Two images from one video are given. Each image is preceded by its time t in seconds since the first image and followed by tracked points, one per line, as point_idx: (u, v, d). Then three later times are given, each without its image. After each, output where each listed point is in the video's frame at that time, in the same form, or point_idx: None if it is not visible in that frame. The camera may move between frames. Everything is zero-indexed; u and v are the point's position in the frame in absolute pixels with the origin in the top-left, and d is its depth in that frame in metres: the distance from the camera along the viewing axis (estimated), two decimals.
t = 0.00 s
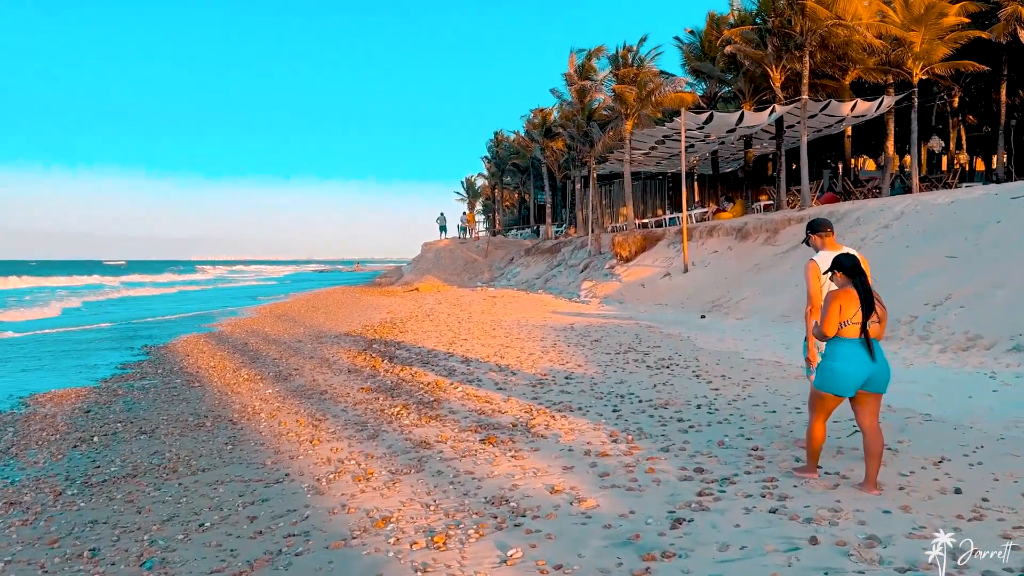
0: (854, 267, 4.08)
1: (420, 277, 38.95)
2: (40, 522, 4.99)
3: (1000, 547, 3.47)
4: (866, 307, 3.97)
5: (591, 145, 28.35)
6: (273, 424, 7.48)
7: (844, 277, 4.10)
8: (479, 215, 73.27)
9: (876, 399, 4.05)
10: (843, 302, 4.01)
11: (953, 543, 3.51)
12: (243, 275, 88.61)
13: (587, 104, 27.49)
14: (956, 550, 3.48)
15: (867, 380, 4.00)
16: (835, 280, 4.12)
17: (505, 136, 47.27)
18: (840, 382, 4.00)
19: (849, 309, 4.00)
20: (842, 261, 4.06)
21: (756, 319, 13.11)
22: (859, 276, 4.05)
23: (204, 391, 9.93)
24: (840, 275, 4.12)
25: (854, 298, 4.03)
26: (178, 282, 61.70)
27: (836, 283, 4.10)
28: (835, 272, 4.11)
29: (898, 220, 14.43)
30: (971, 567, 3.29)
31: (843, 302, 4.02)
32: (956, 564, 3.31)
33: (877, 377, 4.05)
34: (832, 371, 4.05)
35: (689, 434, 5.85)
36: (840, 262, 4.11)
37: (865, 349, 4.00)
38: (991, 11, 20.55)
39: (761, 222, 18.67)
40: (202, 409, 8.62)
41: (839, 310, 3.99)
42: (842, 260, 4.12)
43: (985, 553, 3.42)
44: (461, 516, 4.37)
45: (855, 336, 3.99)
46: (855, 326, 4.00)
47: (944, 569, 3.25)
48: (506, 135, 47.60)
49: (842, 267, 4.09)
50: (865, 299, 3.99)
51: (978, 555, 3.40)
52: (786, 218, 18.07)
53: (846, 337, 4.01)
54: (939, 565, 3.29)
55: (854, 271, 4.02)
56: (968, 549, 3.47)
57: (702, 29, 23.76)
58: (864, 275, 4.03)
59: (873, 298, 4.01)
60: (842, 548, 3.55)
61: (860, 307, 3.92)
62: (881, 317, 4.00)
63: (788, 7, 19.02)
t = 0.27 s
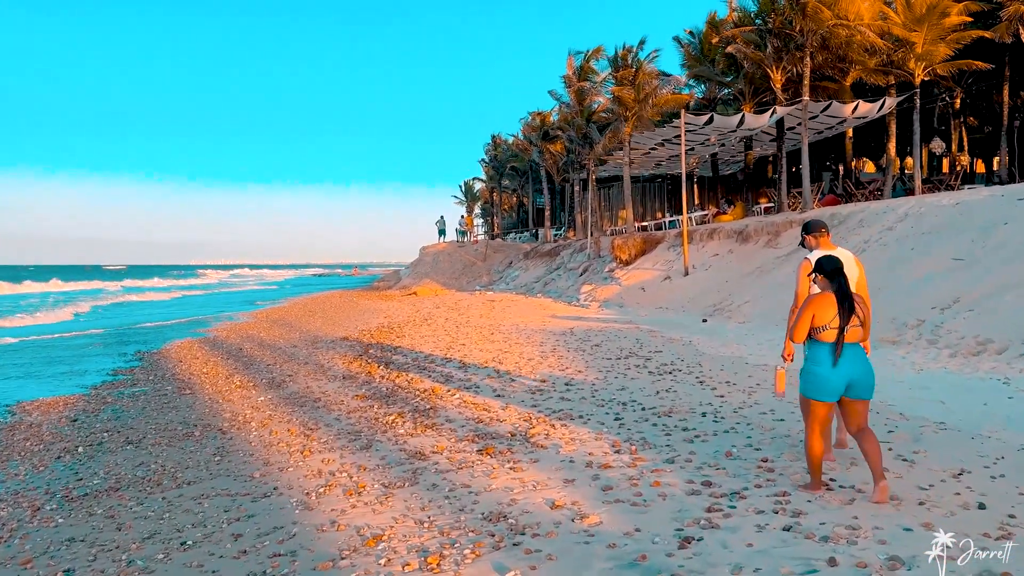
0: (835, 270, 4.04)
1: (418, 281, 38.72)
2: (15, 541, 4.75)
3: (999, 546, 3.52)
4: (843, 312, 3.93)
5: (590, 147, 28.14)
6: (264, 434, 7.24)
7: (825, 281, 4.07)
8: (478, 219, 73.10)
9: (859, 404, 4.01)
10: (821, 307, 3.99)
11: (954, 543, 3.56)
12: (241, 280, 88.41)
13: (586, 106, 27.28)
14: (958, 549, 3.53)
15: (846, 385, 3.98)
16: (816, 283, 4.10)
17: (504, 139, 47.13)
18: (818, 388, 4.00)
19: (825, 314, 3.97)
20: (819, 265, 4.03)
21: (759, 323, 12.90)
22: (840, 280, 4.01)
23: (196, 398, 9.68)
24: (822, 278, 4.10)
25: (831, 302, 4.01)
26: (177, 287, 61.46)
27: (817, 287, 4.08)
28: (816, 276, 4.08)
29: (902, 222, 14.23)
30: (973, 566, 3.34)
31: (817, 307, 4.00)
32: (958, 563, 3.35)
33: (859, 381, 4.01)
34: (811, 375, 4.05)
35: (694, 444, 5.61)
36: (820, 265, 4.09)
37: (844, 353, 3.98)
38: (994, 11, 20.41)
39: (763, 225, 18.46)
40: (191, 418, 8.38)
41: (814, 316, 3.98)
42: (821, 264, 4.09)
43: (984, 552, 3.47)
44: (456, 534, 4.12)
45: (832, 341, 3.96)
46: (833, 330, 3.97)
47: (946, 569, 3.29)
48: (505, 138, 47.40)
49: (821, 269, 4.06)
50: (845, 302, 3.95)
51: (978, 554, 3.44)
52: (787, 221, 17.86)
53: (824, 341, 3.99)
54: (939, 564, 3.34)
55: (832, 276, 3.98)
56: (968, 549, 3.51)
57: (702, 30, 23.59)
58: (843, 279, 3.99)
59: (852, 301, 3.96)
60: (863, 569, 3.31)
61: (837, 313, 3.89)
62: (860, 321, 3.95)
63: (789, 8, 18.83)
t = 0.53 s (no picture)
0: (825, 276, 4.08)
1: (417, 286, 38.47)
2: None
3: (998, 546, 3.59)
4: (831, 319, 3.98)
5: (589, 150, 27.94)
6: (257, 446, 7.01)
7: (816, 287, 4.12)
8: (476, 223, 72.81)
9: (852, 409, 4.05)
10: (811, 315, 4.04)
11: (952, 543, 3.64)
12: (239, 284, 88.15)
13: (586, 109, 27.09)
14: (957, 549, 3.61)
15: (836, 391, 4.03)
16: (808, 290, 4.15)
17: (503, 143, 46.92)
18: (809, 394, 4.07)
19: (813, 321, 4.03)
20: (809, 272, 4.09)
21: (763, 329, 12.70)
22: (830, 286, 4.05)
23: (188, 408, 9.44)
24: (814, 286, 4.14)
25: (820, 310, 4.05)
26: (174, 292, 61.05)
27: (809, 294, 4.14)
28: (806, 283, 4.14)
29: (907, 225, 14.05)
30: (972, 566, 3.41)
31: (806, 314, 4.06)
32: (957, 563, 3.43)
33: (850, 387, 4.05)
34: (803, 381, 4.13)
35: (703, 458, 5.40)
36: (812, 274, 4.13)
37: (834, 359, 4.04)
38: (998, 12, 20.20)
39: (765, 228, 18.26)
40: (183, 429, 8.13)
41: (802, 323, 4.05)
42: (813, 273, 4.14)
43: (983, 551, 3.54)
44: (455, 557, 3.91)
45: (820, 347, 4.02)
46: (823, 337, 4.02)
47: (945, 569, 3.36)
48: (503, 142, 47.17)
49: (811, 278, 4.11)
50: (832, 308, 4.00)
51: (978, 554, 3.52)
52: (790, 224, 17.67)
53: (814, 348, 4.05)
54: (939, 564, 3.41)
55: (819, 283, 4.04)
56: (969, 548, 3.59)
57: (702, 32, 23.43)
58: (831, 285, 4.03)
59: (840, 307, 4.01)
60: None
61: (823, 320, 3.95)
62: (850, 327, 3.99)
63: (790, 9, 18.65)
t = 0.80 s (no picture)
0: (831, 281, 4.02)
1: (417, 289, 38.23)
2: None
3: (999, 548, 3.61)
4: (835, 323, 3.94)
5: (590, 151, 27.72)
6: (252, 455, 6.77)
7: (821, 292, 4.07)
8: (476, 225, 72.56)
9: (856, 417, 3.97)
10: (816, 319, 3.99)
11: (953, 543, 3.65)
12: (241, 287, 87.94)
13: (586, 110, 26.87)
14: (957, 549, 3.62)
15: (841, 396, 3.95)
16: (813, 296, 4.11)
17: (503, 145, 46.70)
18: (813, 399, 4.00)
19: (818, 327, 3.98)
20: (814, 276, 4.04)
21: (769, 331, 12.48)
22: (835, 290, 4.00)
23: (183, 415, 9.19)
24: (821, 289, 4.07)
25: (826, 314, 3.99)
26: (174, 295, 60.84)
27: (813, 299, 4.09)
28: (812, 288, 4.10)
29: (915, 225, 13.82)
30: (971, 566, 3.42)
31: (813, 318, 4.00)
32: (958, 564, 3.44)
33: (856, 393, 3.96)
34: (807, 387, 4.06)
35: (718, 468, 5.16)
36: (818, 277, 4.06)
37: (838, 363, 3.95)
38: (1003, 11, 19.94)
39: (769, 229, 18.04)
40: (177, 437, 7.89)
41: (806, 327, 4.00)
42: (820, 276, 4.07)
43: (984, 552, 3.56)
44: None
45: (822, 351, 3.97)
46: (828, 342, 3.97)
47: (946, 569, 3.37)
48: (503, 144, 46.93)
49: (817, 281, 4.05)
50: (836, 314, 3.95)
51: (979, 555, 3.53)
52: (794, 225, 17.45)
53: (818, 353, 3.99)
54: (940, 564, 3.41)
55: (824, 287, 3.98)
56: (969, 549, 3.59)
57: (704, 32, 23.22)
58: (836, 290, 3.98)
59: (845, 313, 3.95)
60: None
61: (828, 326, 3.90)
62: (854, 333, 3.91)
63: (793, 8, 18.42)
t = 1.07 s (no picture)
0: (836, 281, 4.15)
1: (416, 291, 37.97)
2: None
3: (998, 548, 3.64)
4: (840, 322, 4.06)
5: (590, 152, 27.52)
6: (244, 465, 6.53)
7: (827, 291, 4.21)
8: (475, 227, 72.27)
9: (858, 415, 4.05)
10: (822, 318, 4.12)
11: (952, 543, 3.69)
12: (241, 289, 87.57)
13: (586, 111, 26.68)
14: (956, 549, 3.66)
15: (844, 393, 4.04)
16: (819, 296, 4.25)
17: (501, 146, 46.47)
18: (818, 397, 4.10)
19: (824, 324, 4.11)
20: (821, 275, 4.19)
21: (773, 334, 12.26)
22: (841, 291, 4.15)
23: (174, 422, 8.94)
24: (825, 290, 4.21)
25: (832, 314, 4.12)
26: (172, 298, 60.50)
27: (819, 299, 4.23)
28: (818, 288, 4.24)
29: (921, 226, 13.61)
30: (970, 566, 3.46)
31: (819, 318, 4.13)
32: (958, 564, 3.47)
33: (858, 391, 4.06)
34: (811, 384, 4.17)
35: (730, 480, 4.93)
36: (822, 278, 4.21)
37: (842, 362, 4.05)
38: (1007, 10, 19.70)
39: (771, 230, 17.83)
40: (167, 446, 7.65)
41: (813, 324, 4.12)
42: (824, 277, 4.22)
43: (984, 553, 3.60)
44: None
45: (828, 348, 4.08)
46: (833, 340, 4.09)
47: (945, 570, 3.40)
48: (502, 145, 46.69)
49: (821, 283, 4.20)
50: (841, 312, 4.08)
51: (978, 555, 3.58)
52: (797, 226, 17.24)
53: (823, 349, 4.11)
54: (940, 565, 3.45)
55: (830, 285, 4.14)
56: (968, 550, 3.64)
57: (705, 31, 23.04)
58: (842, 290, 4.13)
59: (850, 312, 4.08)
60: None
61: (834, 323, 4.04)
62: (859, 331, 4.04)
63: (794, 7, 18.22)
